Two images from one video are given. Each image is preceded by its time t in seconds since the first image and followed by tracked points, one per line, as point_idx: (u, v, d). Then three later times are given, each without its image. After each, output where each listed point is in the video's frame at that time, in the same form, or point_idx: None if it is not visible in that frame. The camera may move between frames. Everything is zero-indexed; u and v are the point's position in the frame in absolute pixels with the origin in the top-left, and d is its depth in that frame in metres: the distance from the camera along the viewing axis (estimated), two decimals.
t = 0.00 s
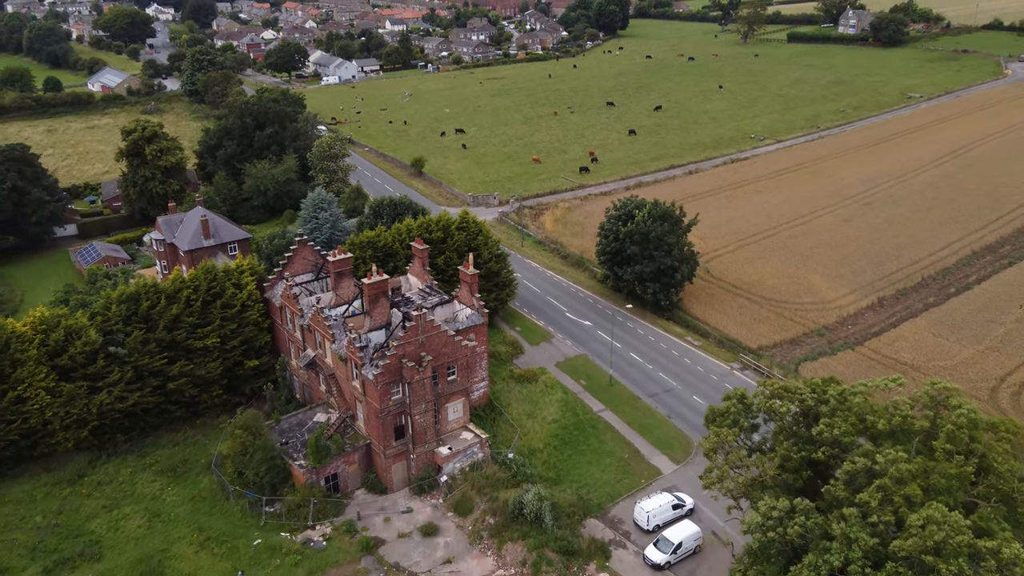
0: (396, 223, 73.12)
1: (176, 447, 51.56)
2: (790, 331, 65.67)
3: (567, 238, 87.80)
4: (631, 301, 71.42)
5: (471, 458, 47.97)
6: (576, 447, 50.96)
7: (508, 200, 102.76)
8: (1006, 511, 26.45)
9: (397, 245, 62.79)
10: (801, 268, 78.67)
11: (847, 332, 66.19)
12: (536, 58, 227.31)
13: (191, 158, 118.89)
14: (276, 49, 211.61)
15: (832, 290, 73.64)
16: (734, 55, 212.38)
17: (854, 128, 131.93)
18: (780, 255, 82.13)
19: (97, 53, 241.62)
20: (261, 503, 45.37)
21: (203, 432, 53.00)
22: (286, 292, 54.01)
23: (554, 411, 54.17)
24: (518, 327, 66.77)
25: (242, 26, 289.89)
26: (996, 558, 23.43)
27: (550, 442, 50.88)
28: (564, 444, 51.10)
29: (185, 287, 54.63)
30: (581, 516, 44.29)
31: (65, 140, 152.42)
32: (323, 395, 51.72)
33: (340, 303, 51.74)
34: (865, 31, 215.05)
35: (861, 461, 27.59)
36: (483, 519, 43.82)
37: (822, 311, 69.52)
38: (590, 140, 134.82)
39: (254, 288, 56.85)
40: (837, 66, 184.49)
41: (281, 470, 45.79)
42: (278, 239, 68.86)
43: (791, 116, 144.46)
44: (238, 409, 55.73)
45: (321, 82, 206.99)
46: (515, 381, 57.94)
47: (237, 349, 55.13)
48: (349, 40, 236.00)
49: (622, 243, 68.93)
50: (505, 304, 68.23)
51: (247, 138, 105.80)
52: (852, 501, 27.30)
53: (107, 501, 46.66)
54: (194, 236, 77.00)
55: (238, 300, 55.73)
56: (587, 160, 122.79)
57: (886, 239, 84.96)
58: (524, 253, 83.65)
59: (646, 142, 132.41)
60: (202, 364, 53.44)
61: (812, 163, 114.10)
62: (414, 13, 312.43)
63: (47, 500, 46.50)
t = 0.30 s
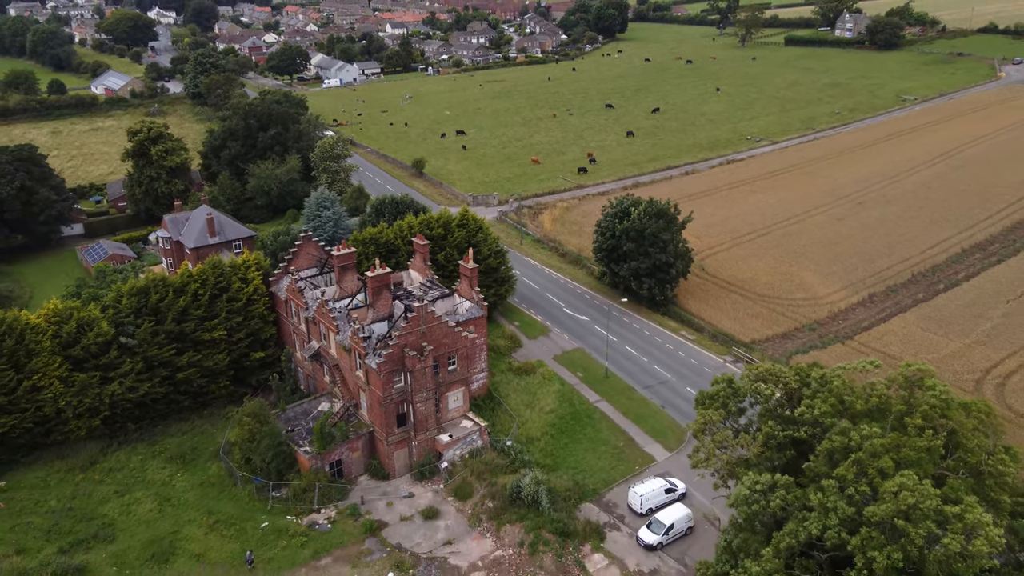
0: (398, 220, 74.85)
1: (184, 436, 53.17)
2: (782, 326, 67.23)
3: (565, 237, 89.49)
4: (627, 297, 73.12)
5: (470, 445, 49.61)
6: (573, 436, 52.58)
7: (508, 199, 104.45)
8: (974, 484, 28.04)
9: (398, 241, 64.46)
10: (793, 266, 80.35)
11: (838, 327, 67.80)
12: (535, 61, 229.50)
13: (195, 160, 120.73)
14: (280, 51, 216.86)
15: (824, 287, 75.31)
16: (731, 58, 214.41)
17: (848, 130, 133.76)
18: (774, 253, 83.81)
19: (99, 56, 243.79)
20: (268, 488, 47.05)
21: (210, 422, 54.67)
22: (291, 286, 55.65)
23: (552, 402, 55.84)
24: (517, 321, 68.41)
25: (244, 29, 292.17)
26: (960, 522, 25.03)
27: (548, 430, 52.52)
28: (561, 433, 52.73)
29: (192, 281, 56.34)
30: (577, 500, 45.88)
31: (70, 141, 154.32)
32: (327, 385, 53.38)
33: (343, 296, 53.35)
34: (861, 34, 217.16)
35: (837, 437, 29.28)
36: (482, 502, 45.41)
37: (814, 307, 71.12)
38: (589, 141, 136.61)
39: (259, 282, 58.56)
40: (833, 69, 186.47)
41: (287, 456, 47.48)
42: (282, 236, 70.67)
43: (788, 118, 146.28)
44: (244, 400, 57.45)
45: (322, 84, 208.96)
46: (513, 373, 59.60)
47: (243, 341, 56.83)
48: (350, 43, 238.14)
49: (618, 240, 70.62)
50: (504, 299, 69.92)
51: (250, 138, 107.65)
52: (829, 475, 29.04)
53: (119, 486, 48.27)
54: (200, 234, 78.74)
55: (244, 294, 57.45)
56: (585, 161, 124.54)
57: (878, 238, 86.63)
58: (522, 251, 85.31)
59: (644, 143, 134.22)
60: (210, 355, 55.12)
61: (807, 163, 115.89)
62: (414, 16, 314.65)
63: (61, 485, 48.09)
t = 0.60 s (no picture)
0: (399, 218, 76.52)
1: (192, 424, 54.77)
2: (775, 320, 68.72)
3: (563, 235, 91.11)
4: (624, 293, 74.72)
5: (470, 433, 51.16)
6: (570, 424, 54.17)
7: (507, 199, 106.07)
8: (947, 459, 29.47)
9: (400, 237, 66.11)
10: (787, 263, 81.92)
11: (830, 321, 69.37)
12: (535, 64, 231.54)
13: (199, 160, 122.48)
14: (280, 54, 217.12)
15: (817, 283, 76.86)
16: (729, 61, 216.42)
17: (843, 132, 135.60)
18: (768, 250, 85.39)
19: (102, 59, 245.88)
20: (274, 473, 48.61)
21: (217, 411, 56.28)
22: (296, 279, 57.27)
23: (549, 392, 57.42)
24: (515, 316, 70.01)
25: (245, 32, 294.33)
26: (929, 490, 26.60)
27: (545, 420, 54.11)
28: (558, 422, 54.31)
29: (200, 275, 57.98)
30: (573, 485, 47.45)
31: (74, 142, 156.07)
32: (331, 375, 55.01)
33: (347, 289, 54.98)
34: (858, 37, 219.17)
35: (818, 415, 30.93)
36: (481, 487, 46.92)
37: (806, 302, 72.64)
38: (587, 142, 138.36)
39: (264, 276, 60.24)
40: (830, 72, 188.43)
41: (293, 442, 49.11)
42: (286, 232, 72.36)
43: (784, 119, 148.13)
44: (249, 390, 59.06)
45: (323, 86, 210.93)
46: (512, 365, 61.15)
47: (248, 333, 58.48)
48: (351, 46, 240.24)
49: (615, 237, 72.23)
50: (503, 295, 71.53)
51: (254, 139, 109.40)
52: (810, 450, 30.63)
53: (130, 472, 49.82)
54: (205, 231, 80.37)
55: (249, 288, 59.09)
56: (583, 161, 126.26)
57: (871, 235, 88.27)
58: (521, 248, 86.88)
59: (641, 144, 135.95)
60: (216, 346, 56.73)
61: (802, 163, 117.65)
62: (414, 19, 316.73)
63: (73, 471, 49.61)
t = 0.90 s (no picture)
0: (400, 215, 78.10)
1: (199, 414, 56.36)
2: (768, 315, 70.17)
3: (562, 233, 92.69)
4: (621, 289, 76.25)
5: (469, 421, 52.69)
6: (567, 414, 55.72)
7: (507, 198, 107.64)
8: (922, 437, 31.00)
9: (401, 233, 67.68)
10: (781, 260, 83.45)
11: (822, 316, 70.87)
12: (534, 66, 233.40)
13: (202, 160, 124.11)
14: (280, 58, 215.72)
15: (810, 280, 78.36)
16: (727, 63, 218.27)
17: (839, 132, 137.31)
18: (762, 248, 86.94)
19: (105, 62, 247.61)
20: (280, 460, 50.11)
21: (223, 402, 57.91)
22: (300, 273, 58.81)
23: (547, 383, 58.97)
24: (514, 311, 71.52)
25: (246, 35, 296.13)
26: (904, 464, 28.16)
27: (543, 410, 55.64)
28: (556, 412, 55.87)
29: (207, 269, 59.54)
30: (570, 471, 48.97)
31: (78, 143, 157.69)
32: (335, 366, 56.60)
33: (350, 282, 56.56)
34: (855, 39, 221.07)
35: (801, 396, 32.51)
36: (480, 473, 48.42)
37: (799, 298, 74.12)
38: (586, 143, 140.02)
39: (269, 271, 61.81)
40: (827, 73, 190.20)
41: (298, 430, 50.68)
42: (290, 229, 73.93)
43: (780, 120, 149.83)
44: (254, 382, 60.70)
45: (324, 88, 212.76)
46: (511, 358, 62.68)
47: (254, 327, 60.08)
48: (352, 48, 242.13)
49: (612, 234, 73.77)
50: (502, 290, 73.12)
51: (257, 139, 111.09)
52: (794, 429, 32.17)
53: (140, 460, 51.30)
54: (210, 229, 81.90)
55: (254, 282, 60.66)
56: (582, 161, 127.89)
57: (864, 234, 89.82)
58: (520, 246, 88.51)
59: (639, 145, 137.58)
60: (222, 339, 58.30)
61: (797, 164, 119.29)
62: (414, 22, 318.70)
63: (85, 459, 51.06)
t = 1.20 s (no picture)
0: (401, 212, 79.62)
1: (205, 404, 57.92)
2: (762, 309, 71.59)
3: (561, 230, 94.11)
4: (618, 285, 77.73)
5: (469, 411, 54.14)
6: (564, 404, 57.17)
7: (506, 197, 109.14)
8: (902, 417, 32.41)
9: (402, 229, 69.14)
10: (775, 257, 84.91)
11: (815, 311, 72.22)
12: (534, 68, 235.22)
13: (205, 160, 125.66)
14: (284, 60, 218.44)
15: (804, 276, 79.80)
16: (725, 65, 220.04)
17: (834, 133, 138.93)
18: (758, 245, 88.38)
19: (107, 64, 249.27)
20: (285, 447, 51.47)
21: (229, 392, 59.47)
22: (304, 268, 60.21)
23: (545, 374, 60.39)
24: (513, 306, 72.92)
25: (247, 37, 297.81)
26: (883, 440, 29.59)
27: (541, 399, 57.06)
28: (554, 402, 57.31)
29: (213, 263, 61.00)
30: (566, 458, 50.38)
31: (81, 144, 159.24)
32: (338, 358, 58.08)
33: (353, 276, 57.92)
34: (852, 42, 222.89)
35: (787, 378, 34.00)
36: (479, 460, 49.80)
37: (792, 293, 75.54)
38: (585, 143, 141.58)
39: (274, 265, 63.25)
40: (824, 75, 191.90)
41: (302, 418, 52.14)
42: (293, 225, 75.31)
43: (777, 121, 151.45)
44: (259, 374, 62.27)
45: (326, 90, 214.52)
46: (510, 350, 64.12)
47: (258, 320, 61.60)
48: (352, 50, 244.00)
49: (609, 230, 75.26)
50: (501, 286, 74.55)
51: (260, 139, 112.69)
52: (779, 409, 33.66)
53: (148, 447, 52.72)
54: (215, 226, 83.31)
55: (259, 276, 62.13)
56: (581, 161, 129.41)
57: (858, 231, 91.32)
58: (519, 243, 89.98)
59: (637, 145, 139.14)
60: (228, 331, 59.80)
61: (792, 164, 120.81)
62: (414, 24, 320.61)
63: (94, 446, 52.48)
